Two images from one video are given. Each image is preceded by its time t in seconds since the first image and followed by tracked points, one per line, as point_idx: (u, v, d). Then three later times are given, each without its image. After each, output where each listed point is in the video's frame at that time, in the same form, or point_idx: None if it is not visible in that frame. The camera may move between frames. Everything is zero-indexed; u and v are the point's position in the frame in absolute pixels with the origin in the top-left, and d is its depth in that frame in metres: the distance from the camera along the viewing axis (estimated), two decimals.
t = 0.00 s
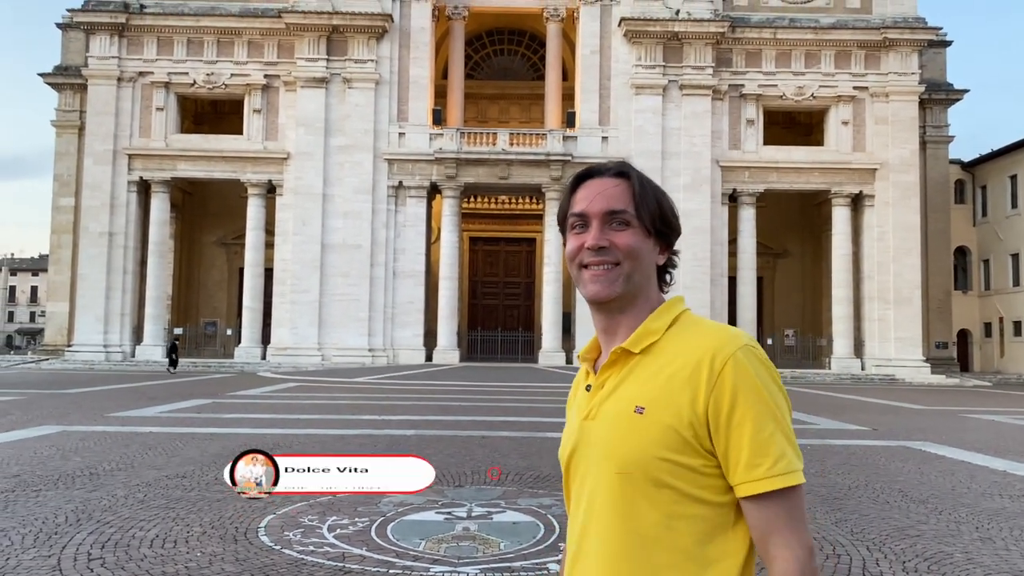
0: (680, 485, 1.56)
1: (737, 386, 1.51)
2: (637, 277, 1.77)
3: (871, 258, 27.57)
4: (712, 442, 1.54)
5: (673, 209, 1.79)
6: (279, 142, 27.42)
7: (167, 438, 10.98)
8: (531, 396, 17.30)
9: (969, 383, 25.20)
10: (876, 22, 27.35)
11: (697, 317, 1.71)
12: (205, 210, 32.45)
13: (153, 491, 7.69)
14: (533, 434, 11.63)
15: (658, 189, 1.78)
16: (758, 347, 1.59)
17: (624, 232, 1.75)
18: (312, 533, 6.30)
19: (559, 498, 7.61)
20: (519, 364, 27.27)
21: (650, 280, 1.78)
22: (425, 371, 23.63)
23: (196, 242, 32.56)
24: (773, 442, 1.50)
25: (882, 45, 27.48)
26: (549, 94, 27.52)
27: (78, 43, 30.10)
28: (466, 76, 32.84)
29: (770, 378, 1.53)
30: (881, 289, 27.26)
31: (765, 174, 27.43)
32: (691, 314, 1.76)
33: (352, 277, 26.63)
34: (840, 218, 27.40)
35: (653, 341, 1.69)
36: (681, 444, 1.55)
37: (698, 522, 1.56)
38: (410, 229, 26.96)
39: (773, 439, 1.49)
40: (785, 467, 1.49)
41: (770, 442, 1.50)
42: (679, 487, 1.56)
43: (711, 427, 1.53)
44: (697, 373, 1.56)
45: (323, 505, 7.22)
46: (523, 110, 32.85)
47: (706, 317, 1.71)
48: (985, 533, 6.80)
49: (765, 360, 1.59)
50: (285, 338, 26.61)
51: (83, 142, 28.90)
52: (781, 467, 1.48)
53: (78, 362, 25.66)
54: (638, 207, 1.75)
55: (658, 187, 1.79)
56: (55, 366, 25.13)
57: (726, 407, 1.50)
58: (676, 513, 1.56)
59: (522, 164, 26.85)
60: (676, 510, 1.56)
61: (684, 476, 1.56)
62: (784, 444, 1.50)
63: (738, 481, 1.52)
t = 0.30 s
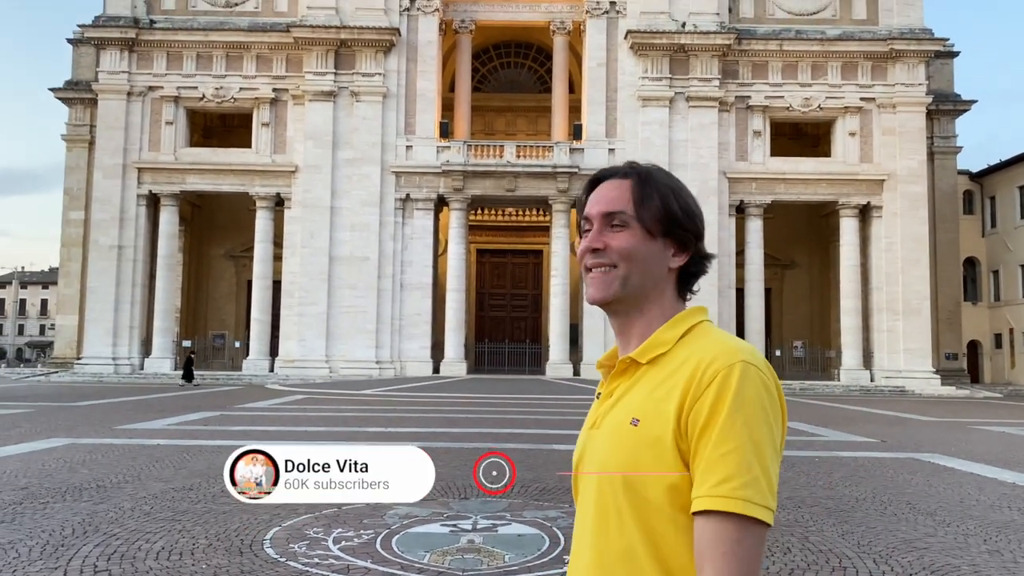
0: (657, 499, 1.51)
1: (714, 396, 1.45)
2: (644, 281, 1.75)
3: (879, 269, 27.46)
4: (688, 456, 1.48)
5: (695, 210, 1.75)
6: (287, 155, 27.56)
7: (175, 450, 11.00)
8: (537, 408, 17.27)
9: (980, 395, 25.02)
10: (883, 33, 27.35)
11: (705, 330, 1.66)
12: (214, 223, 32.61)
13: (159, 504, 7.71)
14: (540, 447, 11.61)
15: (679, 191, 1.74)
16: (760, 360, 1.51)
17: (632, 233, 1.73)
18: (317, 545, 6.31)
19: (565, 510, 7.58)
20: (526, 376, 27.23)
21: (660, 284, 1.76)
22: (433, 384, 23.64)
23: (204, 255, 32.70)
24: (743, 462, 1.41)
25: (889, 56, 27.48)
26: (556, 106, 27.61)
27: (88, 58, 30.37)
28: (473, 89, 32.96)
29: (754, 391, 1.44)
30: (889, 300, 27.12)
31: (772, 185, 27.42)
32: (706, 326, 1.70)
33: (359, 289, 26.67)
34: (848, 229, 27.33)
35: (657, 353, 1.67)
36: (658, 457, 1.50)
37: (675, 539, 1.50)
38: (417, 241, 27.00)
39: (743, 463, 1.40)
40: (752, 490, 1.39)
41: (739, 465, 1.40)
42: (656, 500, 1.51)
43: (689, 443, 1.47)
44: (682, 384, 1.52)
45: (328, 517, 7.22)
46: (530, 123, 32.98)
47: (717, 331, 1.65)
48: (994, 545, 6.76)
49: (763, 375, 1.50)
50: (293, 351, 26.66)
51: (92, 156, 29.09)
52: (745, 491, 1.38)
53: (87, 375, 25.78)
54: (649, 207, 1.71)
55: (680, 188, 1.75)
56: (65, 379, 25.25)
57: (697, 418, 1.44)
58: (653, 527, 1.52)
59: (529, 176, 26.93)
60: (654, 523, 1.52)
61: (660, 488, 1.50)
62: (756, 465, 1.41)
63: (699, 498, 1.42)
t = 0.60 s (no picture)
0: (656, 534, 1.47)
1: (704, 441, 1.37)
2: (628, 295, 1.67)
3: (886, 285, 27.41)
4: (679, 495, 1.41)
5: (681, 230, 1.55)
6: (296, 173, 27.75)
7: (181, 468, 11.06)
8: (543, 425, 17.28)
9: (989, 411, 24.91)
10: (887, 50, 27.47)
11: (721, 352, 1.54)
12: (222, 240, 32.84)
13: (165, 522, 7.77)
14: (546, 464, 11.62)
15: (673, 202, 1.58)
16: (771, 396, 1.39)
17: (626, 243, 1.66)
18: (322, 563, 6.35)
19: (571, 529, 7.59)
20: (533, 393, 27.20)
21: (645, 300, 1.64)
22: (440, 400, 23.67)
23: (213, 272, 32.90)
24: (733, 514, 1.33)
25: (893, 73, 27.58)
26: (562, 124, 27.82)
27: (99, 78, 30.74)
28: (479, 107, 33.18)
29: (748, 440, 1.35)
30: (897, 316, 27.04)
31: (777, 202, 27.48)
32: (729, 345, 1.56)
33: (366, 306, 26.73)
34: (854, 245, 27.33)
35: (673, 378, 1.58)
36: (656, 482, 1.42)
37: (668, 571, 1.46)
38: (424, 258, 27.08)
39: (730, 509, 1.32)
40: (734, 539, 1.32)
41: (724, 512, 1.33)
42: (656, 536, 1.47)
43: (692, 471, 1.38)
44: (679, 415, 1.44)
45: (334, 536, 7.27)
46: (536, 140, 33.18)
47: (737, 354, 1.53)
48: (1001, 565, 6.74)
49: (770, 413, 1.38)
50: (300, 367, 26.71)
51: (103, 174, 29.35)
52: (725, 541, 1.31)
53: (96, 393, 25.88)
54: (631, 219, 1.62)
55: (677, 202, 1.58)
56: (74, 396, 25.38)
57: (681, 462, 1.38)
58: (650, 559, 1.48)
59: (535, 194, 27.07)
60: (652, 556, 1.48)
61: (656, 522, 1.46)
62: (745, 517, 1.32)
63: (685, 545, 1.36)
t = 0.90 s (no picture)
0: None
1: (691, 495, 1.45)
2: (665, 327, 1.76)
3: (893, 305, 27.27)
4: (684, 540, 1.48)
5: (693, 266, 1.62)
6: (302, 195, 27.83)
7: (185, 491, 10.98)
8: (549, 447, 17.15)
9: (999, 433, 24.66)
10: (891, 71, 27.55)
11: (730, 397, 1.57)
12: (228, 262, 32.91)
13: (169, 546, 7.69)
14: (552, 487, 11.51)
15: (689, 244, 1.66)
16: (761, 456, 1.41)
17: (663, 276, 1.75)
18: None
19: (577, 553, 7.50)
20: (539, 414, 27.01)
21: (676, 333, 1.73)
22: (445, 422, 23.53)
23: (218, 293, 32.93)
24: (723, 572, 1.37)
25: (898, 94, 27.64)
26: (567, 146, 27.91)
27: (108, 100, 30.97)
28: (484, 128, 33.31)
29: (729, 499, 1.39)
30: (904, 337, 26.87)
31: (783, 222, 27.44)
32: (748, 384, 1.59)
33: (372, 327, 26.66)
34: (860, 265, 27.25)
35: (693, 420, 1.62)
36: (657, 484, 1.59)
37: None
38: (430, 279, 27.03)
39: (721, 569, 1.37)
40: None
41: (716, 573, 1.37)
42: None
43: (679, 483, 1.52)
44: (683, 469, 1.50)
45: (337, 560, 7.18)
46: (541, 161, 33.28)
47: (747, 397, 1.54)
48: None
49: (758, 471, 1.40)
50: (305, 389, 26.59)
51: (110, 196, 29.46)
52: None
53: (101, 415, 25.82)
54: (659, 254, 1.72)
55: (695, 241, 1.65)
56: (78, 418, 25.32)
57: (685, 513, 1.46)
58: None
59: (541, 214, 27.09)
60: None
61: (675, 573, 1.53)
62: None
63: None
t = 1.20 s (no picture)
0: None
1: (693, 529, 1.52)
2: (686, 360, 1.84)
3: (899, 328, 27.15)
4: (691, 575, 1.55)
5: (698, 302, 1.70)
6: (306, 218, 27.93)
7: (187, 516, 10.93)
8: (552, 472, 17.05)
9: (1007, 457, 24.43)
10: (893, 95, 27.66)
11: (737, 437, 1.63)
12: (232, 285, 32.95)
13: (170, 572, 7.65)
14: (555, 512, 11.42)
15: (693, 281, 1.74)
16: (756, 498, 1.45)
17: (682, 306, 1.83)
18: None
19: None
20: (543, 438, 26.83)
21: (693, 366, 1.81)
22: (448, 446, 23.37)
23: (222, 317, 32.95)
24: None
25: (900, 117, 27.75)
26: (570, 169, 28.01)
27: (113, 125, 31.15)
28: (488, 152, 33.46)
29: (715, 533, 1.46)
30: (910, 360, 26.72)
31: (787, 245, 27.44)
32: (755, 423, 1.65)
33: (375, 350, 26.59)
34: (864, 287, 27.19)
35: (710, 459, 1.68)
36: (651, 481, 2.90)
37: None
38: (434, 301, 27.00)
39: None
40: None
41: None
42: None
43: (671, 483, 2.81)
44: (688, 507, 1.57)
45: None
46: (544, 184, 33.41)
47: (753, 436, 1.60)
48: None
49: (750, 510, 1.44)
50: (307, 413, 26.50)
51: (115, 220, 29.54)
52: None
53: (103, 438, 25.76)
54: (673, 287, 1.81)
55: (698, 278, 1.74)
56: (81, 442, 25.25)
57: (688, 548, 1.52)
58: None
59: (544, 237, 27.11)
60: None
61: None
62: None
63: None
